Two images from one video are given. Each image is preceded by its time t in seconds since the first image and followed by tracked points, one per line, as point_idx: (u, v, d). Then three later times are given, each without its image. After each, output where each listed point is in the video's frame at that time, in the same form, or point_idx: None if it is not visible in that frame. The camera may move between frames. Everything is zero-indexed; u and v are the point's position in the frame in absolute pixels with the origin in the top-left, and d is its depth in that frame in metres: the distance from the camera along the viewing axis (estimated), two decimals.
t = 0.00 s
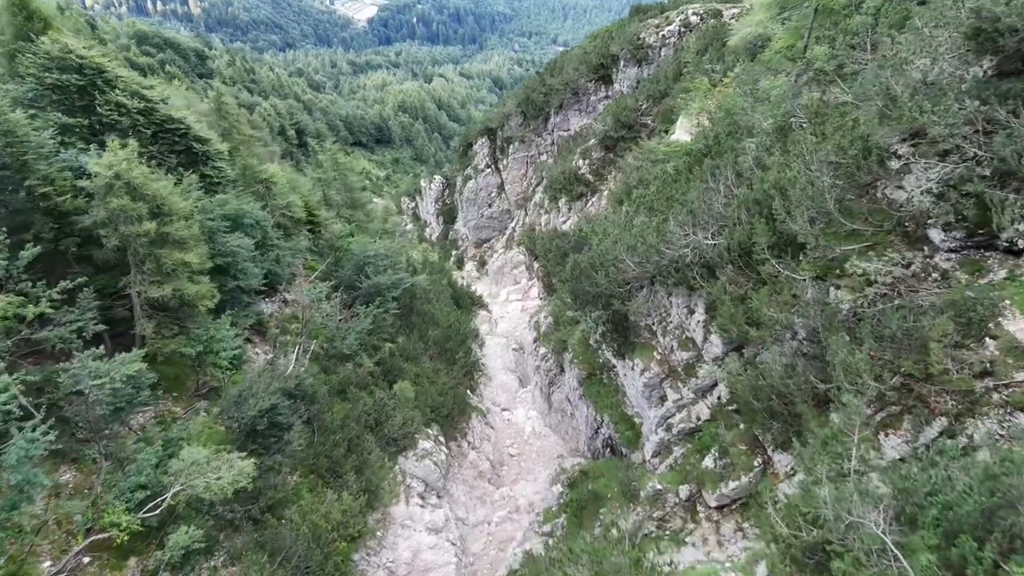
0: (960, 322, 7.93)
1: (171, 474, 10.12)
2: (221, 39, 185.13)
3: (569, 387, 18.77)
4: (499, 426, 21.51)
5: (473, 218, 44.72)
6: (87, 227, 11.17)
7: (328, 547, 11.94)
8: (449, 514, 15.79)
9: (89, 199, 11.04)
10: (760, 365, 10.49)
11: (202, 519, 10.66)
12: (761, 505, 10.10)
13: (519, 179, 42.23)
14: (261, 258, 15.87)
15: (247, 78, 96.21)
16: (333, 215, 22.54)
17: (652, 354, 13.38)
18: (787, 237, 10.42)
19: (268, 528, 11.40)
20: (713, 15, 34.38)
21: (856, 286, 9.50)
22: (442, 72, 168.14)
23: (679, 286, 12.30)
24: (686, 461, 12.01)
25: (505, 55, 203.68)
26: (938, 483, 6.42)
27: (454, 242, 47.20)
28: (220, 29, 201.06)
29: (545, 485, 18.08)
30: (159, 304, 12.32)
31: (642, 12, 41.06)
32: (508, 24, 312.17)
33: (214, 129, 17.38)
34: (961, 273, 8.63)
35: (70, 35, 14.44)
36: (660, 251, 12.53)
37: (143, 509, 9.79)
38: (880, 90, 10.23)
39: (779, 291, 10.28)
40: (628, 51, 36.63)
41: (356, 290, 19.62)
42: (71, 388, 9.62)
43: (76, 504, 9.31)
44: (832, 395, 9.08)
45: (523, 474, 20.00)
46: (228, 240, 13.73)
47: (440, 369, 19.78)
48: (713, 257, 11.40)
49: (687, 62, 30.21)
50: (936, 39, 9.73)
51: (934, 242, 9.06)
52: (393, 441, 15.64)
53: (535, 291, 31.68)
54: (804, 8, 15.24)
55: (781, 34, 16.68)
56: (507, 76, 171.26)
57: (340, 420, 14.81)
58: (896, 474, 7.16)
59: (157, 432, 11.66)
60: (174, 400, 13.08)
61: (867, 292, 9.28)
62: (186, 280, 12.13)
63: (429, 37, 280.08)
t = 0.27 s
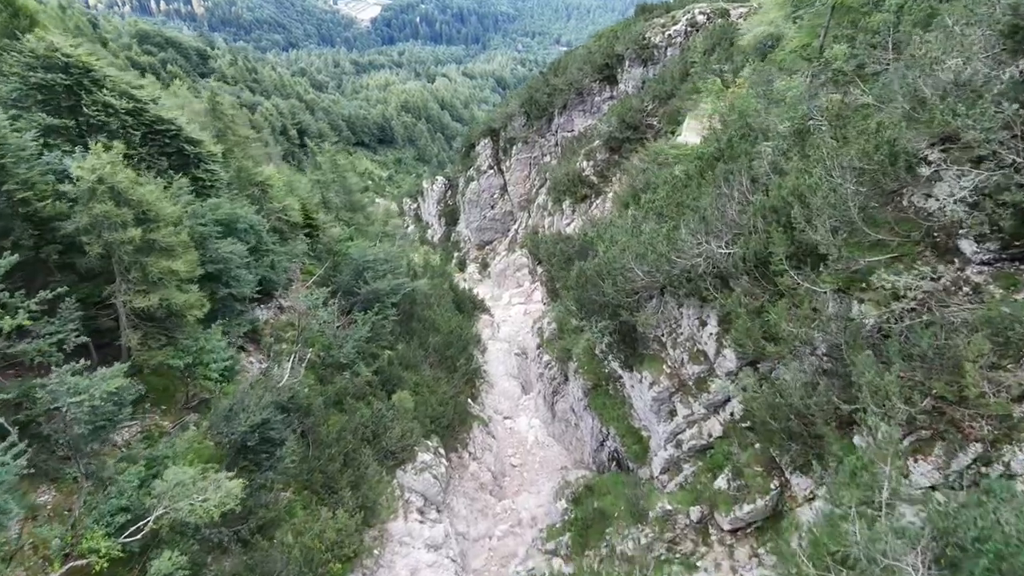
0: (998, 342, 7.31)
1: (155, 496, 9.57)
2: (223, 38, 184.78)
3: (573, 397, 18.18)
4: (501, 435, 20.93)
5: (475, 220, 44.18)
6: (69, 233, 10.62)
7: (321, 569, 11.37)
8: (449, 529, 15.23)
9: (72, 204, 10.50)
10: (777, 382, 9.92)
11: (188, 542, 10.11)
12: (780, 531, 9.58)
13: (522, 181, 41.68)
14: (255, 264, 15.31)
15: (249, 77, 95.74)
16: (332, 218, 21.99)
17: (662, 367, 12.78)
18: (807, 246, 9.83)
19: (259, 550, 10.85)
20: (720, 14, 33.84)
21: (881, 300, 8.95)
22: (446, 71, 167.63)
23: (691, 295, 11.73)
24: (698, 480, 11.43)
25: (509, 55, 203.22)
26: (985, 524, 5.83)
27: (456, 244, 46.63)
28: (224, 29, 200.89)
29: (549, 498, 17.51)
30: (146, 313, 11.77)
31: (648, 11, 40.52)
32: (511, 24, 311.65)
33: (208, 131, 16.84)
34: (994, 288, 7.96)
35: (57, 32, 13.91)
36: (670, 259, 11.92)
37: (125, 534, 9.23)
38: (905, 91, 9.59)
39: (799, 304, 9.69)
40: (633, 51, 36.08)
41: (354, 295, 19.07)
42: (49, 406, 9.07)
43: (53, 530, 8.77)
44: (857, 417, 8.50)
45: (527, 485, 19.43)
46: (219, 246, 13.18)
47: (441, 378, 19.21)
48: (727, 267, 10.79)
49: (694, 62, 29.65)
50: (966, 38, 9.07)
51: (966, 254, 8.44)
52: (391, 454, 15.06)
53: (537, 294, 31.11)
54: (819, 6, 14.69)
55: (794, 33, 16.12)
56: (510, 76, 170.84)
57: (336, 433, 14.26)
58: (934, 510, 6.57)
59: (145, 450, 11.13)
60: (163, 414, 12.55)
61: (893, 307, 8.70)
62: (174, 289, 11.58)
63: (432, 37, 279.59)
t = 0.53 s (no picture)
0: None
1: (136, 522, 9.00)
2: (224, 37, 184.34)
3: (577, 407, 17.60)
4: (503, 445, 20.35)
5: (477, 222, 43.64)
6: (49, 241, 10.07)
7: None
8: (449, 546, 14.66)
9: (52, 211, 9.95)
10: (799, 402, 9.32)
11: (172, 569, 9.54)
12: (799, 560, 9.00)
13: (525, 182, 41.10)
14: (248, 271, 14.75)
15: (250, 77, 95.22)
16: (330, 222, 21.44)
17: (671, 381, 12.20)
18: (828, 258, 9.24)
19: None
20: (726, 13, 33.23)
21: (908, 316, 8.39)
22: (448, 71, 166.98)
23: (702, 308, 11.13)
24: (710, 502, 10.86)
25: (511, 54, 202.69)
26: None
27: (458, 247, 46.04)
28: (226, 28, 200.57)
29: (552, 512, 16.93)
30: (131, 325, 11.21)
31: (653, 11, 39.92)
32: (514, 24, 311.09)
33: (200, 133, 16.28)
34: None
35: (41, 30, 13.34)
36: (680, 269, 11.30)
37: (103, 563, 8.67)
38: (934, 93, 8.98)
39: (820, 319, 9.10)
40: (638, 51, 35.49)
41: (352, 302, 18.51)
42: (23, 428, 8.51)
43: (26, 560, 8.21)
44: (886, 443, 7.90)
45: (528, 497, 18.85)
46: (209, 254, 12.62)
47: (441, 387, 18.64)
48: (742, 278, 10.19)
49: (700, 62, 29.05)
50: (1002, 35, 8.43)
51: (1000, 268, 7.88)
52: (388, 468, 14.48)
53: (540, 298, 30.54)
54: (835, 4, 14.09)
55: (808, 32, 15.53)
56: (513, 76, 170.32)
57: (331, 447, 13.69)
58: (979, 553, 5.98)
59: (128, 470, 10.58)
60: (150, 429, 11.97)
61: (922, 325, 8.11)
62: (160, 299, 11.02)
63: (435, 36, 279.26)
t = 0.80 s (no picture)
0: None
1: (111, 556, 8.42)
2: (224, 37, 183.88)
3: (580, 421, 17.01)
4: (503, 458, 19.76)
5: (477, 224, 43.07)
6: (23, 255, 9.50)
7: None
8: (447, 567, 14.08)
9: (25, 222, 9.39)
10: (819, 428, 8.73)
11: None
12: None
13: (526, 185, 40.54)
14: (239, 282, 14.17)
15: (249, 77, 94.69)
16: (325, 228, 20.87)
17: (680, 400, 11.60)
18: (850, 275, 8.65)
19: None
20: (730, 13, 32.65)
21: (937, 338, 7.81)
22: (449, 71, 166.36)
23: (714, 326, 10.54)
24: (722, 529, 10.28)
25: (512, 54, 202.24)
26: None
27: (458, 250, 45.43)
28: (226, 29, 200.16)
29: (554, 529, 16.35)
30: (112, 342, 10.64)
31: (655, 11, 39.35)
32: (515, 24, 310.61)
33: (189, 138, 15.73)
34: None
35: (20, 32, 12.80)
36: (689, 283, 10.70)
37: None
38: (964, 99, 8.39)
39: (841, 341, 8.53)
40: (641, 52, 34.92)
41: (347, 311, 17.94)
42: None
43: None
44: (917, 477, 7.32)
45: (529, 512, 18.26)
46: (195, 265, 12.05)
47: (439, 399, 18.06)
48: (756, 294, 9.60)
49: (704, 62, 28.48)
50: None
51: None
52: (383, 486, 13.89)
53: (541, 303, 29.96)
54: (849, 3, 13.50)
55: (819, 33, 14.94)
56: (513, 76, 169.88)
57: (323, 466, 13.11)
58: None
59: (107, 495, 10.00)
60: (132, 450, 11.39)
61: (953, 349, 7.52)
62: (142, 315, 10.45)
63: (435, 36, 278.80)
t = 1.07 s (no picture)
0: None
1: None
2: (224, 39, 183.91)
3: (583, 436, 16.38)
4: (502, 471, 19.13)
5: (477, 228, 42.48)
6: None
7: None
8: None
9: None
10: (843, 458, 8.11)
11: None
12: None
13: (526, 187, 39.95)
14: (227, 293, 13.59)
15: (248, 78, 94.24)
16: (320, 235, 20.28)
17: (689, 421, 10.96)
18: (876, 294, 8.03)
19: None
20: (735, 14, 32.04)
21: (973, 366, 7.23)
22: (449, 72, 165.85)
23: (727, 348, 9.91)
24: (736, 561, 9.65)
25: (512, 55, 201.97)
26: None
27: (458, 253, 44.84)
28: (226, 29, 199.86)
29: (555, 549, 15.72)
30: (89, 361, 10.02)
31: (658, 12, 38.75)
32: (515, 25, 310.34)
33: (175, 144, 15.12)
34: None
35: None
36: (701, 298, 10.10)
37: None
38: (1000, 105, 7.78)
39: (867, 365, 7.92)
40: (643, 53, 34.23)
41: (342, 322, 17.32)
42: None
43: None
44: (954, 520, 6.69)
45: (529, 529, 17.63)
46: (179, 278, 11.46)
47: (437, 412, 17.45)
48: (773, 313, 8.99)
49: (709, 64, 27.88)
50: None
51: None
52: (377, 508, 13.25)
53: (542, 309, 29.33)
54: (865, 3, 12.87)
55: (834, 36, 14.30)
56: (513, 77, 169.74)
57: (314, 488, 12.48)
58: None
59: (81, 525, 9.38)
60: (112, 474, 10.76)
61: (995, 380, 6.87)
62: (121, 333, 9.86)
63: (436, 37, 278.57)
